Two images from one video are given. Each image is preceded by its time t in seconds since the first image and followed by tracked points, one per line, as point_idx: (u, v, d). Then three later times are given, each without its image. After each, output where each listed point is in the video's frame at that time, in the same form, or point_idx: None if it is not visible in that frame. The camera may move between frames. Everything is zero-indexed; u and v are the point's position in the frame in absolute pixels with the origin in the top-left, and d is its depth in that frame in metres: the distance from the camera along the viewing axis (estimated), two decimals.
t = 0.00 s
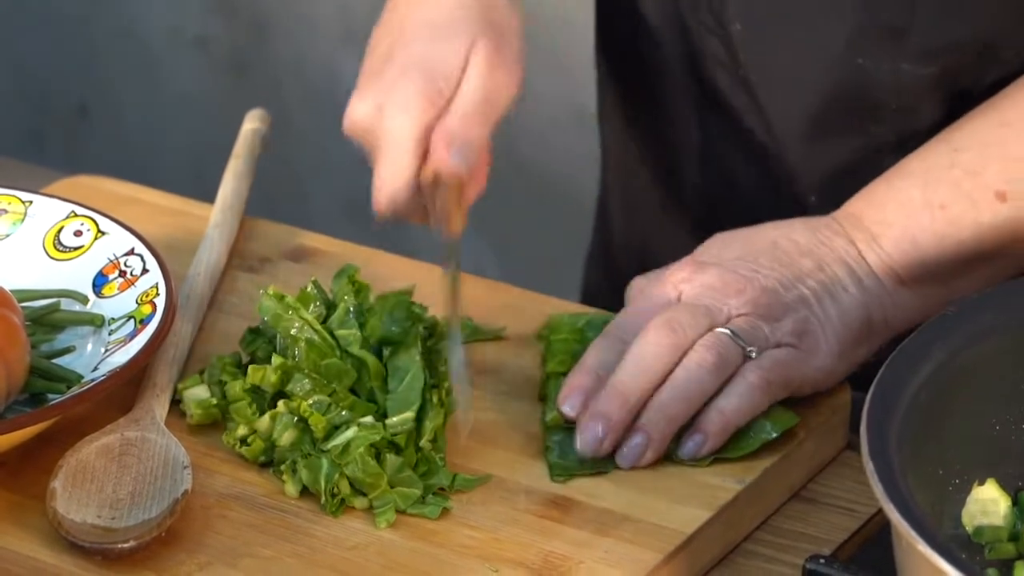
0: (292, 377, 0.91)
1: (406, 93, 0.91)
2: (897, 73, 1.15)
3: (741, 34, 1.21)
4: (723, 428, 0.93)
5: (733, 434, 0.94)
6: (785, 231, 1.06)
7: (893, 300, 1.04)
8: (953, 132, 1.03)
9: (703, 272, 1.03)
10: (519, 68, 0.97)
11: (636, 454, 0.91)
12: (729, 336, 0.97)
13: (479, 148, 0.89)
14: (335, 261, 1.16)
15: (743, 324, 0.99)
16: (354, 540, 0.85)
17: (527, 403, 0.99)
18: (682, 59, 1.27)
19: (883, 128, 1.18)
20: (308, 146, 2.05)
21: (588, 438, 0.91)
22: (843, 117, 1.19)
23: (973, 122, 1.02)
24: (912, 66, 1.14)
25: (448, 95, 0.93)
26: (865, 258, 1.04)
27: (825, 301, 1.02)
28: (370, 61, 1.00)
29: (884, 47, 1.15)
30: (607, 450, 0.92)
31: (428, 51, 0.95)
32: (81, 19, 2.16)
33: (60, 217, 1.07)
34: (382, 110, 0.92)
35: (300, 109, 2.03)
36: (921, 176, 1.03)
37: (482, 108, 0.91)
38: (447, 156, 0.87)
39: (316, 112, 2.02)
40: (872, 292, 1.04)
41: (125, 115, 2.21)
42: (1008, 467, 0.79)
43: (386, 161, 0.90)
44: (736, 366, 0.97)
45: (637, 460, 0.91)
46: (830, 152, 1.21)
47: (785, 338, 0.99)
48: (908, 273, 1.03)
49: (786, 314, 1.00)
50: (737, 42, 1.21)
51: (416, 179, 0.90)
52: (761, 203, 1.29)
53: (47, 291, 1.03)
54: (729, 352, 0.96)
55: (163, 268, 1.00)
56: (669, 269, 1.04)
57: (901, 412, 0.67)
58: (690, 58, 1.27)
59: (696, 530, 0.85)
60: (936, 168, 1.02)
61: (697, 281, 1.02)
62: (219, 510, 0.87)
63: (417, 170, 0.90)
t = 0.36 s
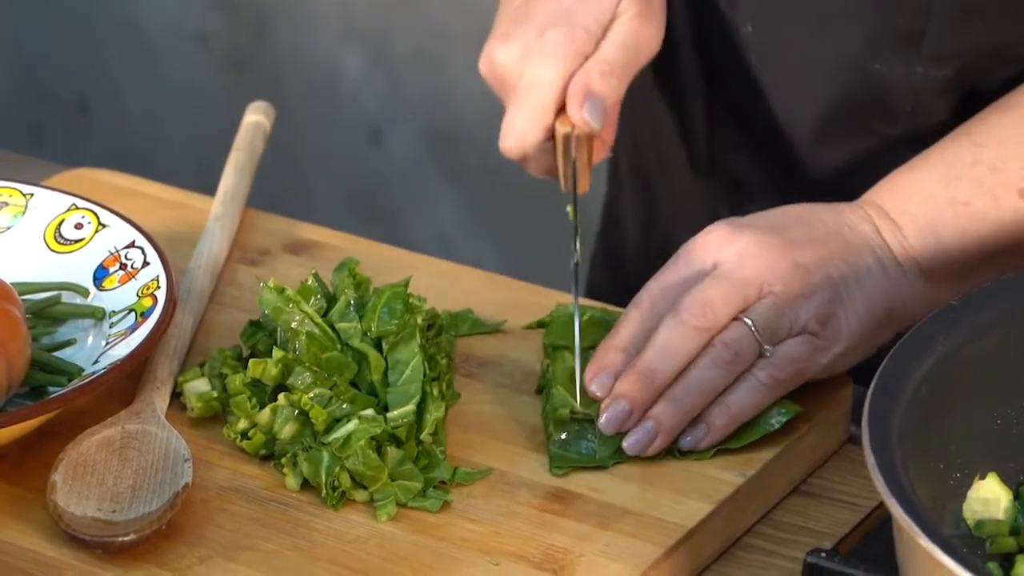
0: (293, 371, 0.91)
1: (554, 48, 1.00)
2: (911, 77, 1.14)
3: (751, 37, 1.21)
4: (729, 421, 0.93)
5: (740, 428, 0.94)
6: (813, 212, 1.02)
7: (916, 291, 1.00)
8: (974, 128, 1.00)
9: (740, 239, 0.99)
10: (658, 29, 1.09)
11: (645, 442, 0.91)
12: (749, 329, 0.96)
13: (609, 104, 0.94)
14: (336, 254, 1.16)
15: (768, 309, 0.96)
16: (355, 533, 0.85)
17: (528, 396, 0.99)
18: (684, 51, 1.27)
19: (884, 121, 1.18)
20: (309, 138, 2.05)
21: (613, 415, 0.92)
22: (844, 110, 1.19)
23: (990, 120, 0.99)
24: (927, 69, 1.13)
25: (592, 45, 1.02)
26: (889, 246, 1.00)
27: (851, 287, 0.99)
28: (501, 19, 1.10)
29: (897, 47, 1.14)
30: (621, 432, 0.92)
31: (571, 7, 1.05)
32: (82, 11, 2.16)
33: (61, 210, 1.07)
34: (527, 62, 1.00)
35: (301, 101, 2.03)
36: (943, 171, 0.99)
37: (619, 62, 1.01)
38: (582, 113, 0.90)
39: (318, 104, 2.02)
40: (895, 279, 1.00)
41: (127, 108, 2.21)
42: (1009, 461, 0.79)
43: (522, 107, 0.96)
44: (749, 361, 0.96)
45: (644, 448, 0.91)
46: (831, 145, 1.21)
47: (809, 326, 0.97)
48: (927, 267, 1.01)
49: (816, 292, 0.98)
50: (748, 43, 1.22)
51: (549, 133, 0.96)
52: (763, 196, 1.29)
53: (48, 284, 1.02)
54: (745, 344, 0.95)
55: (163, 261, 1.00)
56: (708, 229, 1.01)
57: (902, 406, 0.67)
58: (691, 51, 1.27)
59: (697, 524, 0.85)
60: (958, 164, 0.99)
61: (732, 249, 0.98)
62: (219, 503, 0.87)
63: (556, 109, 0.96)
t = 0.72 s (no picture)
0: (290, 373, 0.91)
1: (542, 54, 0.99)
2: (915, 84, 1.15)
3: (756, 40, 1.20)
4: (749, 408, 0.94)
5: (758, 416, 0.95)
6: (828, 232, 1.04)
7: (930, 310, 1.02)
8: (985, 151, 1.03)
9: (754, 245, 1.02)
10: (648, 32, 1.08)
11: (667, 429, 0.93)
12: (771, 314, 0.97)
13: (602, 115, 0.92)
14: (333, 255, 1.16)
15: (786, 298, 0.98)
16: (352, 534, 0.85)
17: (525, 398, 0.99)
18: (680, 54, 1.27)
19: (881, 123, 1.18)
20: (305, 140, 2.05)
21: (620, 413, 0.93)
22: (841, 112, 1.19)
23: (1002, 142, 1.02)
24: (929, 76, 1.14)
25: (581, 55, 1.01)
26: (906, 266, 1.02)
27: (871, 294, 1.01)
28: (488, 17, 1.08)
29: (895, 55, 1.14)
30: (640, 425, 0.94)
31: (564, 11, 1.04)
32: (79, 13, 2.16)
33: (57, 212, 1.07)
34: (515, 72, 0.99)
35: (298, 103, 2.03)
36: (956, 195, 1.02)
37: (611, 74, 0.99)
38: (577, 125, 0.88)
39: (315, 105, 2.02)
40: (912, 294, 1.01)
41: (124, 109, 2.21)
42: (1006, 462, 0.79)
43: (511, 115, 0.95)
44: (770, 348, 0.97)
45: (667, 433, 0.93)
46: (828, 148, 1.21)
47: (829, 318, 0.99)
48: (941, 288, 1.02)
49: (834, 288, 0.99)
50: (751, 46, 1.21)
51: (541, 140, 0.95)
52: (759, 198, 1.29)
53: (46, 285, 1.02)
54: (767, 330, 0.97)
55: (161, 262, 1.00)
56: (721, 241, 1.04)
57: (900, 407, 0.67)
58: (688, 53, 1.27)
59: (695, 525, 0.86)
60: (971, 187, 1.01)
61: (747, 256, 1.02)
62: (217, 504, 0.87)
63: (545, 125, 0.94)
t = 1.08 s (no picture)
0: (291, 375, 0.91)
1: (567, 152, 1.02)
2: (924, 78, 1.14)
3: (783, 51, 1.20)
4: (747, 421, 0.94)
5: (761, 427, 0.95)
6: (831, 245, 1.04)
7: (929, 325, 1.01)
8: (988, 165, 1.04)
9: (754, 261, 1.03)
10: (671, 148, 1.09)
11: (668, 438, 0.92)
12: (775, 329, 0.97)
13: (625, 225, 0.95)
14: (334, 257, 1.16)
15: (789, 312, 0.98)
16: (352, 536, 0.85)
17: (525, 400, 0.99)
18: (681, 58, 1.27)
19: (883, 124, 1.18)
20: (306, 142, 2.05)
21: (620, 424, 0.93)
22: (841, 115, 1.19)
23: (1002, 156, 1.04)
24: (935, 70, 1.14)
25: (606, 162, 1.03)
26: (907, 280, 1.02)
27: (870, 307, 1.01)
28: (510, 112, 1.12)
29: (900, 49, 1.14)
30: (641, 436, 0.93)
31: (592, 113, 1.06)
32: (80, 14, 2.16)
33: (58, 213, 1.07)
34: (537, 166, 1.02)
35: (298, 104, 2.03)
36: (957, 206, 1.02)
37: (633, 190, 1.01)
38: (604, 234, 0.93)
39: (315, 107, 2.02)
40: (912, 307, 1.01)
41: (124, 110, 2.21)
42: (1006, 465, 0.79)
43: (524, 211, 1.00)
44: (771, 364, 0.97)
45: (668, 442, 0.92)
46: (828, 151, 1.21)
47: (830, 332, 0.99)
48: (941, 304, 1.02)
49: (836, 303, 0.99)
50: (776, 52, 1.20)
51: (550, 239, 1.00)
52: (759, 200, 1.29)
53: (46, 286, 1.02)
54: (770, 343, 0.97)
55: (162, 263, 1.00)
56: (723, 258, 1.05)
57: (899, 409, 0.67)
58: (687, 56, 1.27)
59: (694, 528, 0.86)
60: (973, 198, 1.02)
61: (748, 271, 1.02)
62: (217, 506, 0.87)
63: (557, 222, 0.99)
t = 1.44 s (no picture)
0: (291, 380, 0.91)
1: (520, 132, 1.01)
2: (919, 70, 1.15)
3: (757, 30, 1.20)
4: (779, 435, 0.93)
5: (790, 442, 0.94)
6: (842, 241, 1.04)
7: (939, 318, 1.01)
8: (995, 147, 1.02)
9: (764, 269, 1.02)
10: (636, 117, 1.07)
11: (687, 450, 0.91)
12: (791, 345, 0.97)
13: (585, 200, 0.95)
14: (334, 262, 1.16)
15: (802, 326, 0.98)
16: (353, 541, 0.85)
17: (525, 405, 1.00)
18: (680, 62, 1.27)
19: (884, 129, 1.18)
20: (306, 148, 2.06)
21: (620, 427, 0.92)
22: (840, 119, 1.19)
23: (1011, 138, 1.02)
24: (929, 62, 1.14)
25: (562, 138, 1.02)
26: (919, 274, 1.02)
27: (882, 308, 1.01)
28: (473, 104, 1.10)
29: (897, 44, 1.15)
30: (640, 440, 0.92)
31: (548, 95, 1.05)
32: (81, 19, 2.17)
33: (58, 219, 1.07)
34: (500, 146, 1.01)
35: (299, 110, 2.03)
36: (969, 192, 1.01)
37: (587, 160, 0.99)
38: (561, 207, 0.92)
39: (316, 112, 2.02)
40: (925, 304, 1.01)
41: (124, 115, 2.21)
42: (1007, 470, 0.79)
43: (492, 198, 0.99)
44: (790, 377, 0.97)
45: (686, 455, 0.91)
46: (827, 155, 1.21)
47: (845, 343, 0.99)
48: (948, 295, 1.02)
49: (848, 316, 0.99)
50: (754, 36, 1.21)
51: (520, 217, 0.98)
52: (759, 204, 1.29)
53: (46, 292, 1.02)
54: (785, 356, 0.97)
55: (162, 269, 1.00)
56: (731, 265, 1.04)
57: (899, 413, 0.67)
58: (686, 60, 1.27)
59: (694, 532, 0.86)
60: (984, 184, 1.01)
61: (757, 279, 1.01)
62: (218, 511, 0.87)
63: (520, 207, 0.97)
